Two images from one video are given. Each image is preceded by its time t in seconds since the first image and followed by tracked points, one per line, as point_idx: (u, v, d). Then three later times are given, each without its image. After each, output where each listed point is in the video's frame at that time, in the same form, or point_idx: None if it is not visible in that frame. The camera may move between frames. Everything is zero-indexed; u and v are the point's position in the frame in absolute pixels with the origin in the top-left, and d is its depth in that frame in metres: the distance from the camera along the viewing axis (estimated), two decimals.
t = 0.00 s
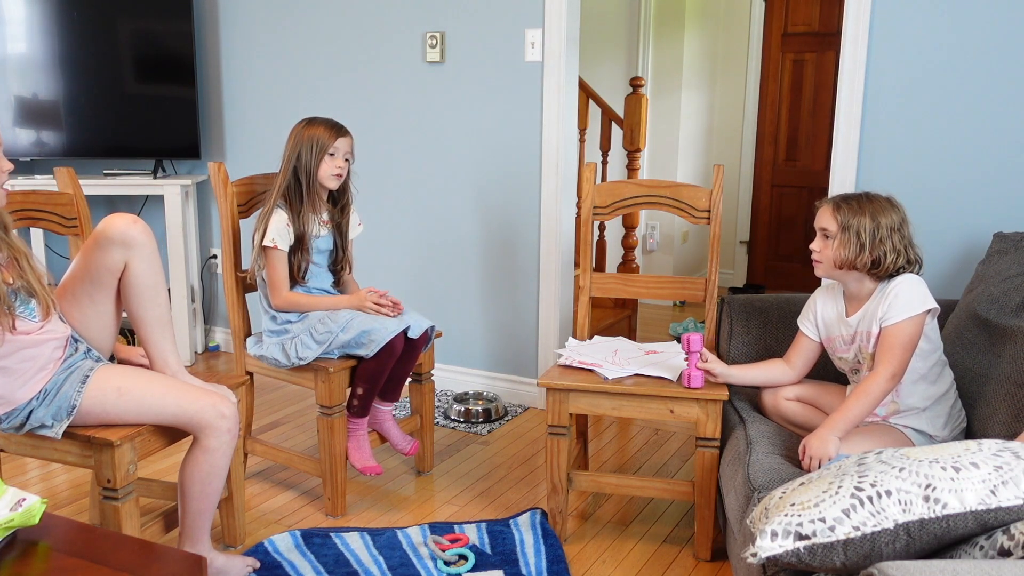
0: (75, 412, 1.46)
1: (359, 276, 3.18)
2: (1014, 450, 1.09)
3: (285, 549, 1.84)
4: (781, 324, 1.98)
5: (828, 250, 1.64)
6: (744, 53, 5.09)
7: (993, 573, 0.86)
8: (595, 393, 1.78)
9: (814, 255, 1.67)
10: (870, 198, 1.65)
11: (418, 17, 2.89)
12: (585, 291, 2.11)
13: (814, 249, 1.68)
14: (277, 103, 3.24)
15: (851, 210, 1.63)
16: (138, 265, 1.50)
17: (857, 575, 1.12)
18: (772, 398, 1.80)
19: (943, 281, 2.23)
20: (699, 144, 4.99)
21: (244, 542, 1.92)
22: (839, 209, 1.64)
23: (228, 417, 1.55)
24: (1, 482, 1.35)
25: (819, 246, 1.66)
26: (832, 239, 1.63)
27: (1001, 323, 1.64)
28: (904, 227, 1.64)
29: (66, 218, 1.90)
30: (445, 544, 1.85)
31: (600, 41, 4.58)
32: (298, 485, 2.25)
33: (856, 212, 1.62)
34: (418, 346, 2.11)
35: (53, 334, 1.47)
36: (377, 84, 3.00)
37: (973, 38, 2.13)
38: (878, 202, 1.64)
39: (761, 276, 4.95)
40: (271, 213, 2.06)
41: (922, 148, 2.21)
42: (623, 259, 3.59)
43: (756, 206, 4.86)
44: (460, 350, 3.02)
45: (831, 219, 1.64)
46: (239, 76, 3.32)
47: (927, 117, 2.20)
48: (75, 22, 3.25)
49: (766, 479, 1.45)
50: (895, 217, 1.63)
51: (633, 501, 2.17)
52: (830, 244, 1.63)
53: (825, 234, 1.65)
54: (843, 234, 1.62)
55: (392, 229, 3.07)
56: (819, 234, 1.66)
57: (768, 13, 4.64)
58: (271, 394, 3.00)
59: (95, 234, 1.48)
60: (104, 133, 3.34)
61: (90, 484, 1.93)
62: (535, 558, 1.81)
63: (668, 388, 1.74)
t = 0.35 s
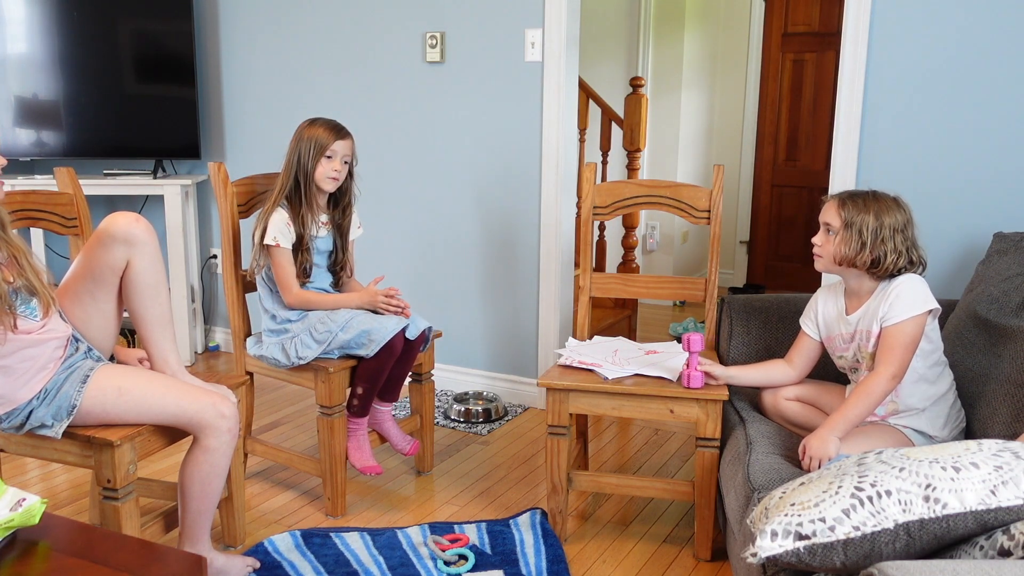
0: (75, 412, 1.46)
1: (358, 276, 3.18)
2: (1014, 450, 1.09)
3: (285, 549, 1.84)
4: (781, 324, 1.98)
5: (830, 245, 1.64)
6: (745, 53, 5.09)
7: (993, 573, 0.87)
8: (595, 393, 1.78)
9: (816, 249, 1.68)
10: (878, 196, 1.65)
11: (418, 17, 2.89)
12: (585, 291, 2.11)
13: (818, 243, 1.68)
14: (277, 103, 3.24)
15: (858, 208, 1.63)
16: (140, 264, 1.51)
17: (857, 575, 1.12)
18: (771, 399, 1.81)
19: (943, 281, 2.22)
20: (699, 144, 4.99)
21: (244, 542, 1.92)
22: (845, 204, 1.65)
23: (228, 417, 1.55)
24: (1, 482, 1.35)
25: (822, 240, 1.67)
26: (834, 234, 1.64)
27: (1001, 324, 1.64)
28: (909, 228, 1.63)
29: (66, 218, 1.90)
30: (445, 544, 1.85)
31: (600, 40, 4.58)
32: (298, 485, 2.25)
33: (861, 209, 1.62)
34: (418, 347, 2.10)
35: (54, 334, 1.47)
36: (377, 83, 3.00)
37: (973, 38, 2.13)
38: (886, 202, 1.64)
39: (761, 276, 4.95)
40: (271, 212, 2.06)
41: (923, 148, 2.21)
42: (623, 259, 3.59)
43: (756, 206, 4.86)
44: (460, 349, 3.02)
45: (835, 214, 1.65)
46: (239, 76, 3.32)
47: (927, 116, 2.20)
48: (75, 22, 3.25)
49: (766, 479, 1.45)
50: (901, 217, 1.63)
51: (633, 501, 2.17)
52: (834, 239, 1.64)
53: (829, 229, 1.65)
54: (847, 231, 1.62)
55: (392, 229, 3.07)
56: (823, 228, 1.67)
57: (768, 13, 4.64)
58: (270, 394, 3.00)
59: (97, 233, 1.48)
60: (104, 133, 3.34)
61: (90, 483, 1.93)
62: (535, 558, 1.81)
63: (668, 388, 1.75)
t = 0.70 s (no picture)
0: (75, 412, 1.45)
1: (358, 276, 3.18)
2: (1014, 450, 1.09)
3: (285, 549, 1.84)
4: (781, 324, 1.98)
5: (848, 242, 1.63)
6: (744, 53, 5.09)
7: (993, 572, 0.87)
8: (595, 393, 1.78)
9: (832, 242, 1.67)
10: (901, 196, 1.64)
11: (418, 17, 2.89)
12: (585, 291, 2.11)
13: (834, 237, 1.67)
14: (277, 103, 3.24)
15: (881, 206, 1.62)
16: (145, 261, 1.52)
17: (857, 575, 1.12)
18: (772, 398, 1.80)
19: (943, 281, 2.22)
20: (699, 144, 4.99)
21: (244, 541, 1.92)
22: (868, 201, 1.63)
23: (230, 411, 1.56)
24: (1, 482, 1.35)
25: (839, 234, 1.65)
26: (854, 231, 1.63)
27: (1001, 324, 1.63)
28: (928, 232, 1.63)
29: (66, 218, 1.90)
30: (445, 544, 1.85)
31: (600, 40, 4.59)
32: (298, 485, 2.25)
33: (884, 208, 1.61)
34: (418, 347, 2.10)
35: (55, 333, 1.47)
36: (377, 83, 3.00)
37: (973, 38, 2.13)
38: (909, 202, 1.63)
39: (761, 276, 4.95)
40: (275, 213, 2.07)
41: (922, 148, 2.22)
42: (623, 259, 3.59)
43: (756, 206, 4.86)
44: (460, 349, 3.02)
45: (857, 210, 1.63)
46: (239, 76, 3.32)
47: (927, 116, 2.20)
48: (75, 23, 3.25)
49: (766, 479, 1.45)
50: (922, 220, 1.62)
51: (633, 501, 2.17)
52: (853, 237, 1.63)
53: (849, 224, 1.64)
54: (868, 230, 1.61)
55: (392, 229, 3.07)
56: (842, 222, 1.66)
57: (768, 13, 4.64)
58: (271, 394, 3.00)
59: (103, 229, 1.49)
60: (104, 133, 3.34)
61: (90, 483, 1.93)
62: (535, 558, 1.81)
63: (668, 388, 1.75)
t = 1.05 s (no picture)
0: (76, 411, 1.46)
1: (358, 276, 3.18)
2: (1014, 450, 1.09)
3: (285, 549, 1.84)
4: (781, 324, 1.98)
5: (893, 255, 1.58)
6: (744, 53, 5.09)
7: (993, 573, 0.87)
8: (595, 393, 1.78)
9: (871, 253, 1.61)
10: (935, 194, 1.57)
11: (418, 17, 2.89)
12: (585, 291, 2.11)
13: (873, 246, 1.60)
14: (277, 103, 3.24)
15: (920, 213, 1.55)
16: (149, 259, 1.52)
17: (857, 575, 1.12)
18: (775, 396, 1.79)
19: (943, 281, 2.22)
20: (699, 144, 4.99)
21: (244, 542, 1.92)
22: (909, 212, 1.55)
23: (231, 411, 1.56)
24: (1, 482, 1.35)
25: (881, 246, 1.59)
26: (898, 245, 1.57)
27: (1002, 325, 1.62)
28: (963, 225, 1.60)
29: (65, 218, 1.90)
30: (445, 544, 1.85)
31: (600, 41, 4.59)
32: (298, 485, 2.25)
33: (927, 218, 1.54)
34: (419, 348, 2.10)
35: (55, 333, 1.46)
36: (377, 83, 3.00)
37: (973, 38, 2.13)
38: (941, 199, 1.57)
39: (761, 276, 4.95)
40: (276, 212, 2.07)
41: (923, 148, 2.22)
42: (623, 259, 3.59)
43: (756, 206, 4.86)
44: (460, 349, 3.02)
45: (899, 223, 1.56)
46: (239, 76, 3.32)
47: (927, 116, 2.20)
48: (75, 23, 3.25)
49: (766, 479, 1.45)
50: (955, 215, 1.58)
51: (633, 501, 2.17)
52: (898, 250, 1.57)
53: (890, 237, 1.57)
54: (914, 242, 1.55)
55: (392, 230, 3.07)
56: (881, 233, 1.59)
57: (768, 13, 4.64)
58: (271, 394, 3.00)
59: (108, 227, 1.50)
60: (104, 133, 3.34)
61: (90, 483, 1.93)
62: (535, 558, 1.81)
63: (668, 388, 1.75)
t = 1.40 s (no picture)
0: (75, 412, 1.46)
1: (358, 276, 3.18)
2: (1015, 450, 1.09)
3: (285, 549, 1.84)
4: (781, 324, 1.98)
5: (906, 266, 1.55)
6: (744, 53, 5.09)
7: (993, 573, 0.86)
8: (595, 393, 1.78)
9: (885, 261, 1.58)
10: (946, 200, 1.52)
11: (418, 17, 2.89)
12: (585, 291, 2.11)
13: (887, 257, 1.58)
14: (277, 103, 3.24)
15: (932, 224, 1.51)
16: (151, 259, 1.53)
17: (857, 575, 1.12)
18: (778, 393, 1.80)
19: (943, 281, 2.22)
20: (699, 144, 4.99)
21: (244, 542, 1.92)
22: (919, 225, 1.51)
23: (228, 413, 1.55)
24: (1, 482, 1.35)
25: (893, 257, 1.56)
26: (910, 256, 1.54)
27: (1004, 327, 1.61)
28: (981, 225, 1.55)
29: (65, 218, 1.90)
30: (445, 544, 1.85)
31: (600, 41, 4.58)
32: (298, 485, 2.25)
33: (937, 229, 1.50)
34: (418, 348, 2.11)
35: (52, 333, 1.46)
36: (377, 83, 3.00)
37: (973, 39, 2.13)
38: (954, 205, 1.52)
39: (761, 276, 4.95)
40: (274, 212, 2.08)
41: (923, 148, 2.21)
42: (623, 259, 3.59)
43: (756, 206, 4.86)
44: (460, 349, 3.02)
45: (909, 236, 1.53)
46: (239, 76, 3.32)
47: (927, 116, 2.20)
48: (75, 23, 3.25)
49: (766, 479, 1.45)
50: (971, 218, 1.53)
51: (633, 501, 2.17)
52: (912, 262, 1.54)
53: (902, 249, 1.54)
54: (928, 254, 1.52)
55: (392, 230, 3.07)
56: (893, 244, 1.56)
57: (768, 13, 4.64)
58: (270, 394, 3.00)
59: (110, 227, 1.50)
60: (104, 133, 3.34)
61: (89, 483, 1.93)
62: (534, 558, 1.81)
63: (668, 388, 1.74)
